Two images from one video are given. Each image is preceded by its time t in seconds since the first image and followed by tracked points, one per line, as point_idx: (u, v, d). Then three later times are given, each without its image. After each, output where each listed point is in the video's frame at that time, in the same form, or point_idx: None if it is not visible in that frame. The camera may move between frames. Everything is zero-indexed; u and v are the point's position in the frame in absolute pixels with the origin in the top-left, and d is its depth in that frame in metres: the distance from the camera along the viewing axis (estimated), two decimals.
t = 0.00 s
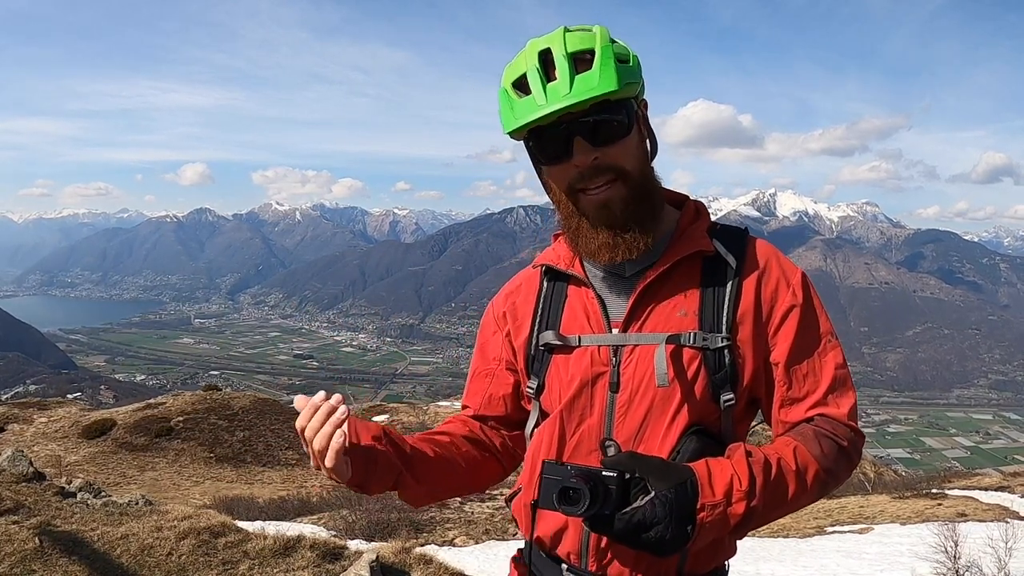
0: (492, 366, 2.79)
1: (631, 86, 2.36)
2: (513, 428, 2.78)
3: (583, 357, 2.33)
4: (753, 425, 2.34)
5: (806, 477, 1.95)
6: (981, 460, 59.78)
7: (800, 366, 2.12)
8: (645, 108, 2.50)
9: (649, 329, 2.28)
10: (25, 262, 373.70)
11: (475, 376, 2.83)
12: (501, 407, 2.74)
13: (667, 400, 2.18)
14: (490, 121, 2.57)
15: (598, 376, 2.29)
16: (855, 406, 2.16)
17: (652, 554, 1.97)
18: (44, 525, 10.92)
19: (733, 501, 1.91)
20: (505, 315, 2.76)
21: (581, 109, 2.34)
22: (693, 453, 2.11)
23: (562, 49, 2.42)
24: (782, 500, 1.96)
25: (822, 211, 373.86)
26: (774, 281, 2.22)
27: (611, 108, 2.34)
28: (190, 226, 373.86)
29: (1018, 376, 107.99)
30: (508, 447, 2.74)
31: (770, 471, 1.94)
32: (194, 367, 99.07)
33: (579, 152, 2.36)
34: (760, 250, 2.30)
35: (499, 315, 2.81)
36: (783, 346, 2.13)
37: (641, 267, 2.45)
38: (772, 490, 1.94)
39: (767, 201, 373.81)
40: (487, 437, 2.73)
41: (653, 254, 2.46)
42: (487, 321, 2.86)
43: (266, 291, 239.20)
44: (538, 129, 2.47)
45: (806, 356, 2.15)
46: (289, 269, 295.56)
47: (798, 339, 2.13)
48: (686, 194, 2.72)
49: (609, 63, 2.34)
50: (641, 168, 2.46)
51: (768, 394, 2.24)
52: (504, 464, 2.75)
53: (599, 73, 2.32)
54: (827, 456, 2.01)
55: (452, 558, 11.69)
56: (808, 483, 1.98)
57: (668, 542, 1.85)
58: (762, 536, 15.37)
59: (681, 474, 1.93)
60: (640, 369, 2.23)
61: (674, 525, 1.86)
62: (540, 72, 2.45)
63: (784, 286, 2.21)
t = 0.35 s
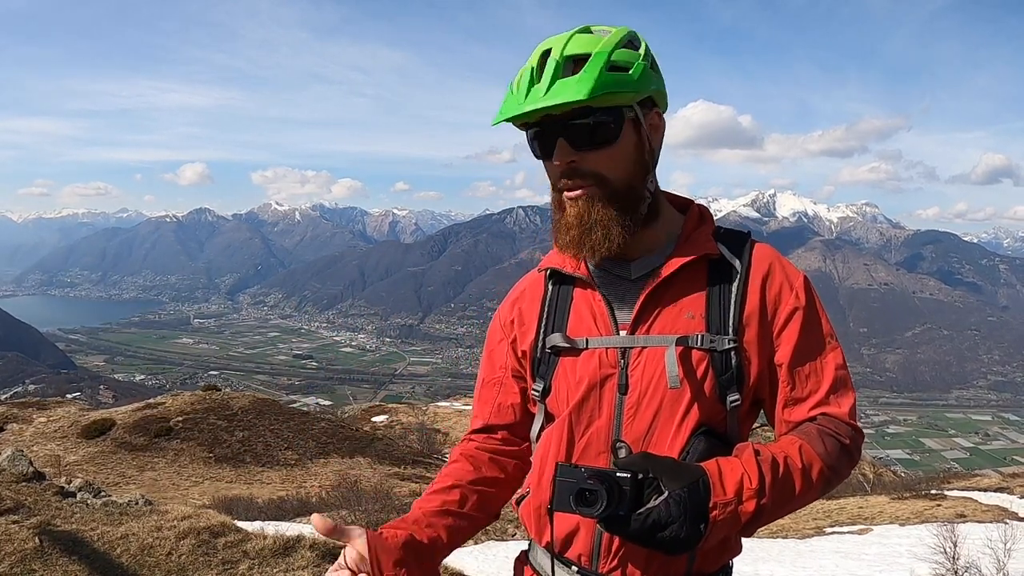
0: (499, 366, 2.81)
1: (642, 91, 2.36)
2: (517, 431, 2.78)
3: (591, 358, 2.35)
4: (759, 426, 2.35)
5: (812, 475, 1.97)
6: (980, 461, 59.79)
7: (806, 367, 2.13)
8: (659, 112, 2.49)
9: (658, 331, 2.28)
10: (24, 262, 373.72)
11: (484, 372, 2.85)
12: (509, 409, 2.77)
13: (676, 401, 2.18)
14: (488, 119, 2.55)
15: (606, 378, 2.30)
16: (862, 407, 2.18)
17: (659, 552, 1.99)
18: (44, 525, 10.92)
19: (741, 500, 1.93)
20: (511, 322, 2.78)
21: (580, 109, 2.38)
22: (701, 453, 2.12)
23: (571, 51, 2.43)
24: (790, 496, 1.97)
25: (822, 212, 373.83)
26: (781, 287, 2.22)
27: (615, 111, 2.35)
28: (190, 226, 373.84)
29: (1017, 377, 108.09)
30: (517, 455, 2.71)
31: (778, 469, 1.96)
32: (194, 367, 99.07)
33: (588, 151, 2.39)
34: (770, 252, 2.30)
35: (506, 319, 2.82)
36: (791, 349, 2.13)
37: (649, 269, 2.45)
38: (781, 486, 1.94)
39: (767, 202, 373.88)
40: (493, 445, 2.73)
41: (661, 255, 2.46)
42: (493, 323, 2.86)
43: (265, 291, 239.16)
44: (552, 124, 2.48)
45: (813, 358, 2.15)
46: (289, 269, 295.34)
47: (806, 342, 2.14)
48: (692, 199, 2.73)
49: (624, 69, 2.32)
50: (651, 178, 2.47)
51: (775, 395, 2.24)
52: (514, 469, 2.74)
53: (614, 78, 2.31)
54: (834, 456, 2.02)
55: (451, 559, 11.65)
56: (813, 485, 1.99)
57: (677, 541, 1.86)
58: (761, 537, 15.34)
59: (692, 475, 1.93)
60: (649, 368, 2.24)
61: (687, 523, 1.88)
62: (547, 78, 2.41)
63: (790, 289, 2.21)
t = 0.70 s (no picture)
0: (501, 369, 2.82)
1: (646, 94, 2.36)
2: (513, 434, 2.78)
3: (589, 363, 2.34)
4: (756, 433, 2.34)
5: (801, 489, 1.99)
6: (980, 462, 59.80)
7: (801, 380, 2.14)
8: (665, 114, 2.46)
9: (655, 336, 2.28)
10: (23, 262, 373.81)
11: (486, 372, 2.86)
12: (507, 413, 2.79)
13: (669, 409, 2.17)
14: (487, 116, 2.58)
15: (602, 382, 2.30)
16: (857, 417, 2.19)
17: (649, 563, 2.00)
18: (43, 525, 10.91)
19: (729, 514, 1.94)
20: (513, 323, 2.79)
21: (580, 107, 2.38)
22: (695, 462, 2.10)
23: (574, 52, 2.42)
24: (780, 510, 1.98)
25: (822, 213, 373.86)
26: (783, 294, 2.20)
27: (617, 110, 2.34)
28: (189, 226, 373.88)
29: (1016, 378, 108.11)
30: (516, 456, 2.74)
31: (765, 481, 1.97)
32: (193, 367, 99.09)
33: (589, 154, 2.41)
34: (770, 257, 2.30)
35: (507, 321, 2.82)
36: (787, 359, 2.13)
37: (645, 274, 2.46)
38: (770, 500, 1.96)
39: (767, 203, 373.88)
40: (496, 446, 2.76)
41: (659, 258, 2.46)
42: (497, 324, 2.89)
43: (265, 291, 239.12)
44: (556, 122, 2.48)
45: (813, 369, 2.14)
46: (289, 269, 295.19)
47: (803, 352, 2.14)
48: (695, 200, 2.72)
49: (621, 74, 2.34)
50: (649, 179, 2.47)
51: (771, 405, 2.24)
52: (512, 473, 2.75)
53: (616, 79, 2.31)
54: (827, 468, 2.02)
55: (448, 558, 11.66)
56: (802, 497, 2.01)
57: (662, 553, 1.87)
58: (760, 539, 15.35)
59: (682, 485, 1.94)
60: (645, 375, 2.24)
61: (673, 537, 1.88)
62: (549, 77, 2.40)
63: (789, 297, 2.20)
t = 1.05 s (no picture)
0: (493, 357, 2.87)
1: (647, 87, 2.36)
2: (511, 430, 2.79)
3: (577, 357, 2.36)
4: (739, 439, 2.35)
5: (777, 501, 1.98)
6: (979, 463, 59.83)
7: (789, 391, 2.12)
8: (676, 118, 2.45)
9: (644, 334, 2.28)
10: (23, 261, 373.83)
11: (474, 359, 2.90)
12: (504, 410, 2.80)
13: (651, 413, 2.19)
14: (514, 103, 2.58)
15: (588, 379, 2.33)
16: (844, 433, 2.16)
17: (617, 560, 2.03)
18: (42, 525, 10.91)
19: (695, 515, 1.93)
20: (508, 310, 2.81)
21: (581, 104, 2.42)
22: (669, 464, 2.12)
23: (573, 60, 2.42)
24: (753, 520, 1.99)
25: (821, 214, 373.90)
26: (774, 304, 2.19)
27: (619, 110, 2.37)
28: (189, 226, 373.92)
29: (1016, 380, 108.07)
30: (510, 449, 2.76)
31: (739, 488, 1.97)
32: (192, 366, 99.12)
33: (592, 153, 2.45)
34: (761, 267, 2.29)
35: (505, 313, 2.84)
36: (778, 368, 2.12)
37: (640, 272, 2.47)
38: (744, 506, 1.96)
39: (766, 204, 373.83)
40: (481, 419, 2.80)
41: (653, 260, 2.46)
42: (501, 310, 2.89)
43: (264, 291, 239.20)
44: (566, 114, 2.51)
45: (801, 379, 2.13)
46: (289, 270, 295.09)
47: (790, 360, 2.13)
48: (702, 203, 2.70)
49: (637, 75, 2.33)
50: (659, 186, 2.47)
51: (755, 410, 2.25)
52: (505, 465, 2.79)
53: (614, 74, 2.33)
54: (807, 482, 2.02)
55: (448, 560, 11.65)
56: (780, 506, 2.02)
57: (627, 547, 1.90)
58: (759, 539, 15.37)
59: (649, 482, 1.95)
60: (629, 372, 2.25)
61: (631, 533, 1.90)
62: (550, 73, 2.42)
63: (784, 308, 2.19)
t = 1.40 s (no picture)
0: (493, 358, 2.88)
1: (658, 91, 2.36)
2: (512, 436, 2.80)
3: (581, 359, 2.37)
4: (742, 448, 2.34)
5: (782, 510, 1.99)
6: (977, 465, 59.86)
7: (794, 403, 2.14)
8: (689, 123, 2.48)
9: (650, 340, 2.30)
10: (22, 261, 373.81)
11: (469, 347, 2.93)
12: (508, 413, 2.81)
13: (656, 415, 2.19)
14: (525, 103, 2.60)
15: (592, 382, 2.33)
16: (845, 442, 2.17)
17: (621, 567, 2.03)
18: (42, 525, 10.89)
19: (700, 527, 1.94)
20: (510, 309, 2.81)
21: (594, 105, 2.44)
22: (673, 471, 2.13)
23: (587, 61, 2.42)
24: (754, 529, 2.00)
25: (821, 216, 374.07)
26: (780, 316, 2.20)
27: (630, 113, 2.38)
28: (189, 227, 373.88)
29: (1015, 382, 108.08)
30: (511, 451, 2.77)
31: (747, 500, 1.97)
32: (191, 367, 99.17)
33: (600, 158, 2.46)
34: (768, 279, 2.29)
35: (509, 313, 2.83)
36: (781, 380, 2.13)
37: (647, 275, 2.47)
38: (747, 518, 1.96)
39: (766, 206, 373.87)
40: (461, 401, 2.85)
41: (661, 263, 2.46)
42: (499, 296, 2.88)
43: (264, 292, 239.19)
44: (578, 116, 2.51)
45: (804, 390, 2.14)
46: (288, 270, 295.06)
47: (793, 372, 2.14)
48: (707, 206, 2.70)
49: (650, 77, 2.33)
50: (673, 199, 2.51)
51: (759, 419, 2.25)
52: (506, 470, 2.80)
53: (625, 75, 2.34)
54: (809, 492, 2.02)
55: (448, 560, 11.64)
56: (783, 517, 2.02)
57: (627, 556, 1.91)
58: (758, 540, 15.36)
59: (657, 493, 1.95)
60: (633, 377, 2.25)
61: (636, 542, 1.91)
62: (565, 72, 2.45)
63: (792, 321, 2.19)
